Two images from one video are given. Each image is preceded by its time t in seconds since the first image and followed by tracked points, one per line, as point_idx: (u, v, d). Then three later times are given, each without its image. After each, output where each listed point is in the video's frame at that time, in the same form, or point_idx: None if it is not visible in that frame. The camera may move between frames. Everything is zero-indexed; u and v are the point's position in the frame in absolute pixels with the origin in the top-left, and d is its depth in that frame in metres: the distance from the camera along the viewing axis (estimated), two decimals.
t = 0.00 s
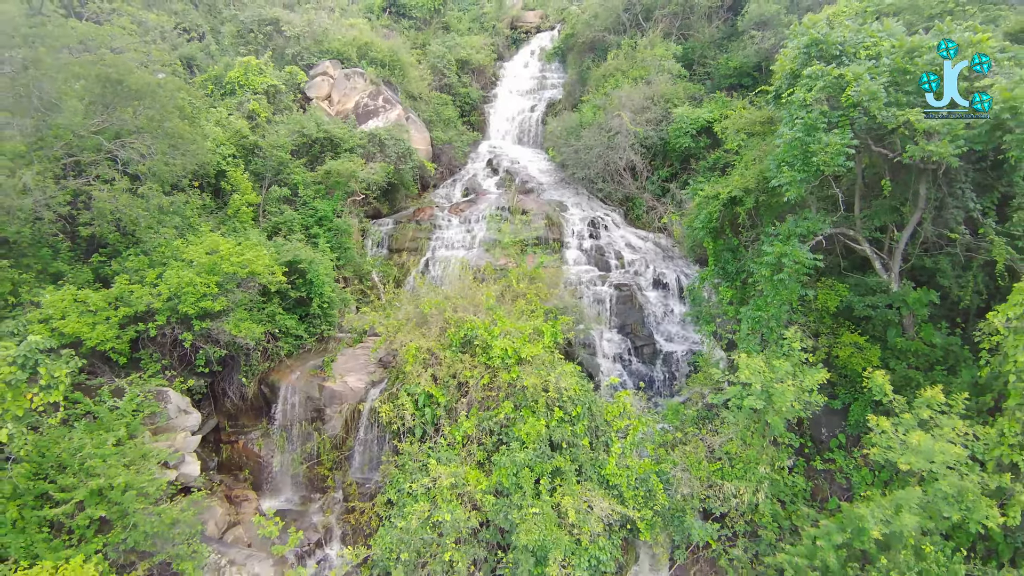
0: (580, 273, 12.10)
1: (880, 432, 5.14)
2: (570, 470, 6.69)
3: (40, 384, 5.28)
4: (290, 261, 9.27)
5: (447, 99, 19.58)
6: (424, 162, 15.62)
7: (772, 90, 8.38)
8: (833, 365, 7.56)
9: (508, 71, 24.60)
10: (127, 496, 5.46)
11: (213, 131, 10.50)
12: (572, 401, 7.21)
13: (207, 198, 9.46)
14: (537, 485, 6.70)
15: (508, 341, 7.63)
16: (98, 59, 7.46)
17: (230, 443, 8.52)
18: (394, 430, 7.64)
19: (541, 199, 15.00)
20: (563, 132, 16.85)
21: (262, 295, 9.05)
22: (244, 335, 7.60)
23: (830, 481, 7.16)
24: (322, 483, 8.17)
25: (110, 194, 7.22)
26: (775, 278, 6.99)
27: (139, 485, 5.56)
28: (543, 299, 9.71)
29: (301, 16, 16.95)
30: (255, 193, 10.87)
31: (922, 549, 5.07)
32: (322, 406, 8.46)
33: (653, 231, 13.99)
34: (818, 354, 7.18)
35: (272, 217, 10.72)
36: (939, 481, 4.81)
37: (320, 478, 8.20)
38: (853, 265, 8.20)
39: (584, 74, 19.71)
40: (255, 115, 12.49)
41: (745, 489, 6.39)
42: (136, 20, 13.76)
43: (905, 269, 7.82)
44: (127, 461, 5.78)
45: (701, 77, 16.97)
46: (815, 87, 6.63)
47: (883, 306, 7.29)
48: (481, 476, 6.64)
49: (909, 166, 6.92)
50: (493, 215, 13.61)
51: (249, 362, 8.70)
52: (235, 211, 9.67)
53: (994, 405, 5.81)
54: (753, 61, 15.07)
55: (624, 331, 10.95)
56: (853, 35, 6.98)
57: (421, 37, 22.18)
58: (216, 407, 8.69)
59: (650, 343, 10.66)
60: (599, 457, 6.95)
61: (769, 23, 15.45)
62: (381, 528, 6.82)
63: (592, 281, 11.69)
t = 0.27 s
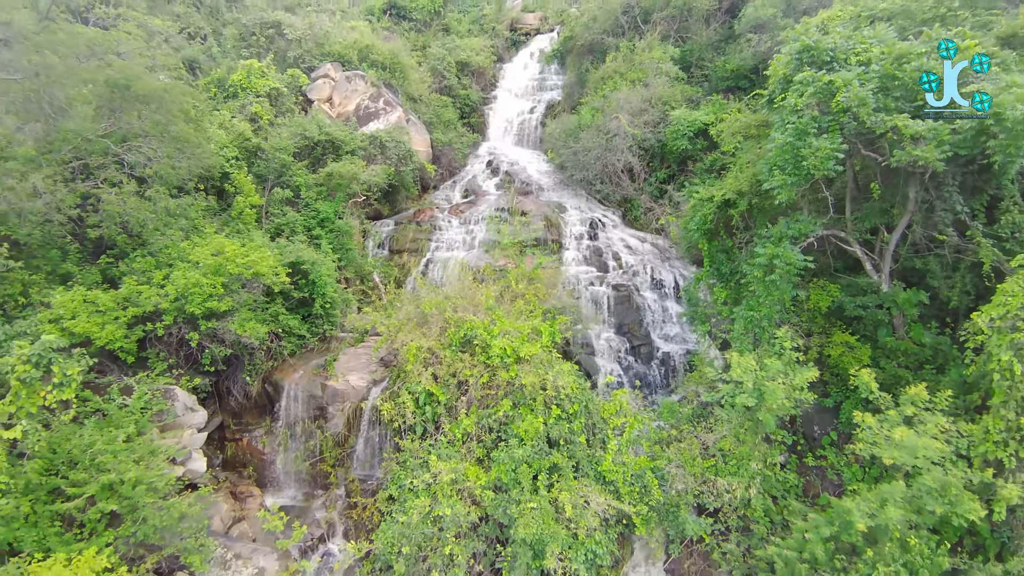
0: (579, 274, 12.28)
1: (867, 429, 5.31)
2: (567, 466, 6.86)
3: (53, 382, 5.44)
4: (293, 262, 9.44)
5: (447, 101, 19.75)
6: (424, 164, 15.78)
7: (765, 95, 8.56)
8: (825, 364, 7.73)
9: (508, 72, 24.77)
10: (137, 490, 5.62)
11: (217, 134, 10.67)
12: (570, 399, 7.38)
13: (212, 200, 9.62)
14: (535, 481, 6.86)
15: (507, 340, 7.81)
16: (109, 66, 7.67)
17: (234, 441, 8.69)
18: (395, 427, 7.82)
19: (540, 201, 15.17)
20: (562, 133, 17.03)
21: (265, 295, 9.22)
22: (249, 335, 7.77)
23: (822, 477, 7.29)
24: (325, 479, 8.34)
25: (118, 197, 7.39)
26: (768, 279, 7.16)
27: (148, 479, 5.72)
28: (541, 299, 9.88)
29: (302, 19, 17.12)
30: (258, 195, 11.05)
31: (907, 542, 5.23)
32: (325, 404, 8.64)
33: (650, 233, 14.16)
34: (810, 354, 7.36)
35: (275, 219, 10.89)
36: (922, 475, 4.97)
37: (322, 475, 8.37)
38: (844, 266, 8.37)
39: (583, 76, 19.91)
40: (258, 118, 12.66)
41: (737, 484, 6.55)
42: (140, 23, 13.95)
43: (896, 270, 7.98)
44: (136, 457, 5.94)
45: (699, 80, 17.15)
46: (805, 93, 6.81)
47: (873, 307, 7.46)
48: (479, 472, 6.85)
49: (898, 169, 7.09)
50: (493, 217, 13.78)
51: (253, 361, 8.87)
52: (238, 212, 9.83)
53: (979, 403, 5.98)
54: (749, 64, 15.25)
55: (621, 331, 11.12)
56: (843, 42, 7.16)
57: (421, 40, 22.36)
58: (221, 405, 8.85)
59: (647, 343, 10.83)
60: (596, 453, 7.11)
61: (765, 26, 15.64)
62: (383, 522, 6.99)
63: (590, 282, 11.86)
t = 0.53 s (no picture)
0: (577, 275, 12.47)
1: (855, 426, 5.49)
2: (564, 463, 7.03)
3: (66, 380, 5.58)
4: (296, 263, 9.62)
5: (448, 102, 19.92)
6: (425, 165, 15.95)
7: (760, 99, 8.72)
8: (817, 363, 7.90)
9: (507, 74, 24.93)
10: (147, 485, 5.79)
11: (221, 137, 10.84)
12: (567, 397, 7.56)
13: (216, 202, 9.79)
14: (534, 477, 7.03)
15: (506, 340, 7.99)
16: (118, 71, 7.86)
17: (239, 438, 8.86)
18: (397, 425, 8.01)
19: (539, 202, 15.35)
20: (561, 135, 17.21)
21: (269, 296, 9.40)
22: (255, 334, 7.95)
23: (814, 474, 7.43)
24: (328, 476, 8.53)
25: (126, 200, 7.56)
26: (761, 280, 7.34)
27: (158, 475, 5.88)
28: (540, 300, 10.06)
29: (304, 22, 17.29)
30: (261, 197, 11.22)
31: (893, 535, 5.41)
32: (328, 403, 8.82)
33: (648, 234, 14.35)
34: (802, 353, 7.53)
35: (278, 220, 11.06)
36: (907, 470, 5.15)
37: (326, 472, 8.56)
38: (837, 267, 8.53)
39: (582, 78, 20.09)
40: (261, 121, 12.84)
41: (730, 480, 6.72)
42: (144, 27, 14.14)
43: (887, 271, 8.15)
44: (146, 453, 6.10)
45: (696, 82, 17.32)
46: (797, 99, 6.99)
47: (864, 307, 7.62)
48: (479, 469, 7.02)
49: (888, 173, 7.26)
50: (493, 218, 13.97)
51: (257, 360, 9.04)
52: (242, 214, 9.99)
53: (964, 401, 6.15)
54: (746, 67, 15.42)
55: (619, 331, 11.32)
56: (834, 49, 7.33)
57: (422, 42, 22.52)
58: (226, 403, 9.02)
59: (644, 342, 11.02)
60: (593, 450, 7.29)
61: (762, 30, 15.81)
62: (385, 518, 7.16)
63: (588, 282, 12.05)
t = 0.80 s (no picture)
0: (576, 275, 12.65)
1: (843, 423, 5.68)
2: (562, 460, 7.22)
3: (79, 379, 5.72)
4: (300, 265, 9.80)
5: (448, 105, 20.10)
6: (425, 167, 16.13)
7: (754, 104, 8.91)
8: (810, 363, 8.08)
9: (507, 76, 25.11)
10: (158, 481, 5.95)
11: (225, 140, 11.04)
12: (565, 396, 7.74)
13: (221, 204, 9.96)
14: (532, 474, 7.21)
15: (505, 340, 8.19)
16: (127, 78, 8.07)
17: (244, 436, 9.03)
18: (399, 423, 8.20)
19: (539, 204, 15.53)
20: (560, 137, 17.40)
21: (273, 297, 9.57)
22: (260, 335, 8.13)
23: (807, 471, 7.57)
24: (331, 473, 8.71)
25: (135, 204, 7.75)
26: (755, 282, 7.52)
27: (168, 471, 6.04)
28: (539, 300, 10.25)
29: (306, 26, 17.50)
30: (264, 200, 11.40)
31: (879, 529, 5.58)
32: (331, 401, 9.00)
33: (645, 235, 14.52)
34: (794, 353, 7.71)
35: (282, 223, 11.25)
36: (893, 466, 5.33)
37: (329, 469, 8.75)
38: (829, 268, 8.72)
39: (581, 80, 20.27)
40: (264, 124, 13.03)
41: (724, 477, 6.88)
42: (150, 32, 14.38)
43: (879, 273, 8.31)
44: (156, 450, 6.26)
45: (694, 84, 17.50)
46: (789, 105, 7.18)
47: (855, 308, 7.80)
48: (479, 465, 7.20)
49: (878, 177, 7.44)
50: (493, 220, 14.16)
51: (261, 360, 9.22)
52: (247, 216, 10.18)
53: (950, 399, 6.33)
54: (743, 70, 15.59)
55: (617, 331, 11.49)
56: (826, 56, 7.52)
57: (422, 44, 22.73)
58: (231, 402, 9.21)
59: (642, 342, 11.19)
60: (590, 448, 7.48)
61: (759, 33, 15.99)
62: (387, 513, 7.34)
63: (587, 283, 12.24)
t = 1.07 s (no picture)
0: (575, 276, 12.83)
1: (832, 420, 5.87)
2: (561, 456, 7.42)
3: (92, 377, 5.89)
4: (303, 266, 9.98)
5: (448, 107, 20.28)
6: (426, 169, 16.31)
7: (749, 109, 9.09)
8: (803, 362, 8.27)
9: (507, 78, 25.29)
10: (168, 476, 6.13)
11: (230, 144, 11.23)
12: (563, 394, 7.93)
13: (226, 206, 10.14)
14: (531, 470, 7.39)
15: (505, 340, 8.39)
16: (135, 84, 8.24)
17: (249, 434, 9.22)
18: (401, 421, 8.39)
19: (538, 205, 15.71)
20: (559, 139, 17.58)
21: (277, 297, 9.76)
22: (265, 335, 8.31)
23: (800, 467, 7.75)
24: (334, 470, 8.90)
25: (144, 207, 7.95)
26: (749, 283, 7.71)
27: (178, 466, 6.22)
28: (538, 301, 10.44)
29: (307, 29, 17.67)
30: (268, 202, 11.59)
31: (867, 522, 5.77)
32: (334, 400, 9.19)
33: (644, 236, 14.71)
34: (787, 352, 7.90)
35: (285, 224, 11.43)
36: (880, 461, 5.50)
37: (332, 466, 8.94)
38: (821, 269, 8.91)
39: (580, 82, 20.45)
40: (268, 127, 13.22)
41: (718, 473, 7.06)
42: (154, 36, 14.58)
43: (870, 274, 8.49)
44: (166, 446, 6.42)
45: (692, 87, 17.68)
46: (781, 111, 7.37)
47: (847, 308, 7.98)
48: (480, 462, 7.40)
49: (868, 181, 7.63)
50: (492, 221, 14.35)
51: (266, 360, 9.41)
52: (251, 218, 10.36)
53: (938, 397, 6.52)
54: (741, 73, 15.77)
55: (615, 331, 11.67)
56: (818, 62, 7.70)
57: (422, 47, 22.93)
58: (236, 401, 9.40)
59: (639, 342, 11.36)
60: (588, 445, 7.68)
61: (756, 36, 16.17)
62: (390, 509, 7.53)
63: (585, 284, 12.42)
